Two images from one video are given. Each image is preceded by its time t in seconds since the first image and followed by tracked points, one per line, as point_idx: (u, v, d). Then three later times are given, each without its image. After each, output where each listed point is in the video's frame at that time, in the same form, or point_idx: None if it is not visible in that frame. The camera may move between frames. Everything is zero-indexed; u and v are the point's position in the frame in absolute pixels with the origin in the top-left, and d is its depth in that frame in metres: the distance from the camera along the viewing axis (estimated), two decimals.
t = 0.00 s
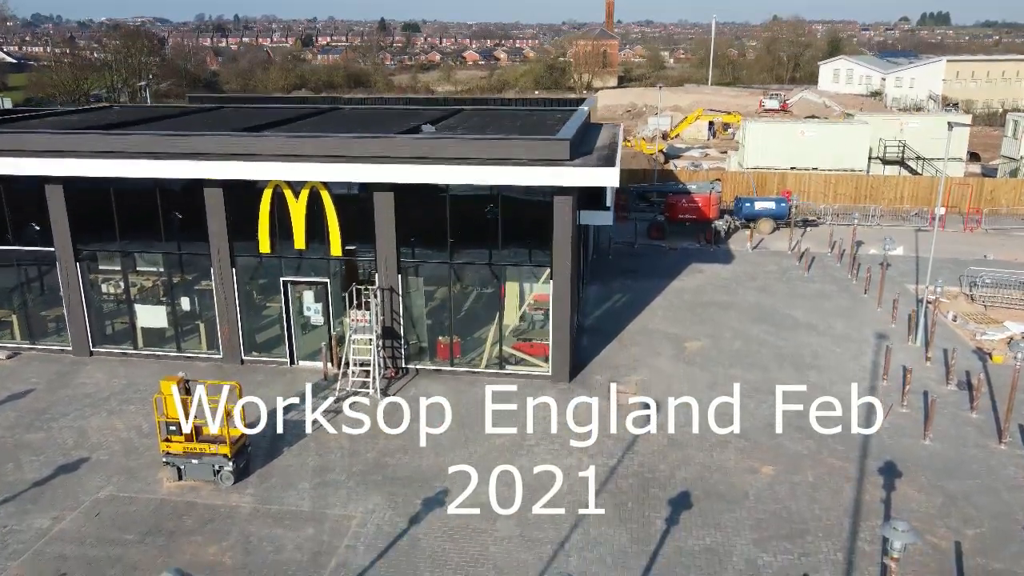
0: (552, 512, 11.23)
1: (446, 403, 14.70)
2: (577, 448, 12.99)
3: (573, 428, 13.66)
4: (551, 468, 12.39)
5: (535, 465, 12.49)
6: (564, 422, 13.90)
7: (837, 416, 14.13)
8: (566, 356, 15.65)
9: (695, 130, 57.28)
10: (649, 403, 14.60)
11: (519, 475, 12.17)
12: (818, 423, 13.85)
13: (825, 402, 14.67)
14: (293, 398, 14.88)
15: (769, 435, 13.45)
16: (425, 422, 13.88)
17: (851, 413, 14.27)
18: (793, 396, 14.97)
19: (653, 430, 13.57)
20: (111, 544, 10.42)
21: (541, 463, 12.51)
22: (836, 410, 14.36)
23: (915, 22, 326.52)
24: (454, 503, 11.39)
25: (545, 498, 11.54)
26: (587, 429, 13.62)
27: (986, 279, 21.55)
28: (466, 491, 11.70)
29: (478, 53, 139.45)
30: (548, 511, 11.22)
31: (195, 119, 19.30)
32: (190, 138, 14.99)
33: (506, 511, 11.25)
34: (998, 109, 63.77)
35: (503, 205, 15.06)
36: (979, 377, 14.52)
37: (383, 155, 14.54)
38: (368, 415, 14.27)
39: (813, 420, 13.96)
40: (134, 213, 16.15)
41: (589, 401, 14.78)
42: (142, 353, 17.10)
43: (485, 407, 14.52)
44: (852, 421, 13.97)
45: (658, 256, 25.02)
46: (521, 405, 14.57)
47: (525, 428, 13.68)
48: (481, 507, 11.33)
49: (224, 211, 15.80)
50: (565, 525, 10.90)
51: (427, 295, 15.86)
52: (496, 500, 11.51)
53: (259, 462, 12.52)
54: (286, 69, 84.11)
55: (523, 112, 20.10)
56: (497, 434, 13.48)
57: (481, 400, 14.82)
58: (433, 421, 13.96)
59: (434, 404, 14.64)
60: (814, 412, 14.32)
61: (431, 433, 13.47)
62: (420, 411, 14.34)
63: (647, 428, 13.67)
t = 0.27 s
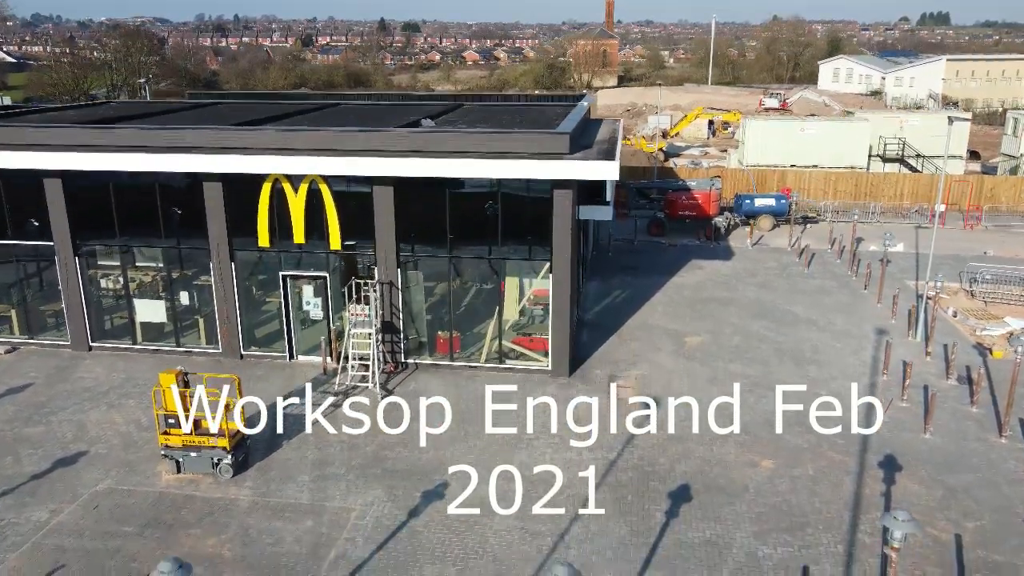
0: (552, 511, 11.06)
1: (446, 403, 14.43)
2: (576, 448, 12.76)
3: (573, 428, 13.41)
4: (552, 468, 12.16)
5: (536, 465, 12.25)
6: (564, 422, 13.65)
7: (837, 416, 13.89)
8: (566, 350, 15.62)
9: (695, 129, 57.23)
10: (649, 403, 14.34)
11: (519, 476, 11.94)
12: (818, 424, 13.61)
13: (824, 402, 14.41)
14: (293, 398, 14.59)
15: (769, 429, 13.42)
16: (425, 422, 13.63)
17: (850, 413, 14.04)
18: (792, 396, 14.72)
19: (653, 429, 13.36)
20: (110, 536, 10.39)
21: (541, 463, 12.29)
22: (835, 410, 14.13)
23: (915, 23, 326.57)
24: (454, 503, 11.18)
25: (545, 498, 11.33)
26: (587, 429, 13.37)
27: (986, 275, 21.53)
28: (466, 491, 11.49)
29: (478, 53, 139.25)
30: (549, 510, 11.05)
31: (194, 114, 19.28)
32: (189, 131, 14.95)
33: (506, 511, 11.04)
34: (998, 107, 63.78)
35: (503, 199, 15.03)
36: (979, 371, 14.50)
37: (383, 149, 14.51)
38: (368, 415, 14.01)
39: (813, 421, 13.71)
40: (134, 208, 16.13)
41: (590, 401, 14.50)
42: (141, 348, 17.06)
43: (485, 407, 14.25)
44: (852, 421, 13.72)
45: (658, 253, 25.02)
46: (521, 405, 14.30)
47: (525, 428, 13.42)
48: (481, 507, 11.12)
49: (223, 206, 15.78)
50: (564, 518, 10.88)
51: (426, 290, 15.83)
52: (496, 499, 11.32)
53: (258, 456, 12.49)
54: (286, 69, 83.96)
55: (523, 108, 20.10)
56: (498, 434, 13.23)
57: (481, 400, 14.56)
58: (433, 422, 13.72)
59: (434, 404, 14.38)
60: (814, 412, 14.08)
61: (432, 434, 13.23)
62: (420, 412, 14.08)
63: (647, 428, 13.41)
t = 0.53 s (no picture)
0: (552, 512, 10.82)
1: (447, 403, 14.16)
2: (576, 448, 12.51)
3: (573, 428, 13.16)
4: (552, 468, 11.94)
5: (535, 465, 12.02)
6: (564, 422, 13.39)
7: (837, 416, 13.63)
8: (566, 345, 15.59)
9: (695, 127, 57.19)
10: (648, 403, 14.08)
11: (519, 476, 11.72)
12: (818, 423, 13.35)
13: (824, 403, 14.15)
14: (293, 398, 14.30)
15: (769, 422, 13.40)
16: (425, 422, 13.38)
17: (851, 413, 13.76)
18: (792, 395, 14.45)
19: (653, 430, 13.07)
20: (109, 528, 10.37)
21: (541, 463, 12.05)
22: (835, 410, 13.86)
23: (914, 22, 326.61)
24: (454, 503, 10.99)
25: (545, 498, 11.11)
26: (587, 429, 13.12)
27: (987, 271, 21.50)
28: (465, 491, 11.28)
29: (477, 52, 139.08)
30: (549, 511, 10.82)
31: (194, 109, 19.26)
32: (188, 125, 14.92)
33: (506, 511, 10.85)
34: (998, 106, 63.74)
35: (503, 193, 14.98)
36: (980, 365, 14.47)
37: (382, 142, 14.46)
38: (368, 414, 13.74)
39: (813, 420, 13.46)
40: (133, 202, 16.10)
41: (590, 400, 14.22)
42: (140, 342, 17.03)
43: (485, 407, 13.99)
44: (852, 421, 13.45)
45: (658, 249, 25.00)
46: (521, 405, 14.04)
47: (526, 428, 13.18)
48: (481, 507, 10.92)
49: (222, 200, 15.74)
50: (564, 510, 10.85)
51: (426, 284, 15.79)
52: (496, 498, 11.14)
53: (257, 449, 12.47)
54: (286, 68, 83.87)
55: (523, 103, 20.08)
56: (498, 434, 12.99)
57: (481, 400, 14.30)
58: (433, 421, 13.46)
59: (434, 404, 14.12)
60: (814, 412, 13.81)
61: (432, 434, 12.98)
62: (419, 411, 13.82)
63: (647, 428, 13.15)
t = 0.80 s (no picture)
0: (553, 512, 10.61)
1: (447, 403, 13.87)
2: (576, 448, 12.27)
3: (573, 428, 12.91)
4: (552, 468, 11.72)
5: (535, 465, 11.79)
6: (564, 421, 13.17)
7: (837, 416, 13.37)
8: (565, 339, 15.56)
9: (695, 125, 57.14)
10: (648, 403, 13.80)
11: (518, 476, 11.51)
12: (818, 423, 13.11)
13: (825, 402, 13.87)
14: (293, 398, 14.01)
15: (770, 416, 13.37)
16: (425, 422, 13.11)
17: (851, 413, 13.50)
18: (791, 395, 14.18)
19: (653, 430, 12.83)
20: (107, 521, 10.33)
21: (541, 463, 11.84)
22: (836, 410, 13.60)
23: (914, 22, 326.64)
24: (454, 503, 10.79)
25: (545, 499, 10.90)
26: (587, 428, 12.87)
27: (987, 267, 21.47)
28: (464, 491, 11.06)
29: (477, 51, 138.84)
30: (549, 512, 10.61)
31: (193, 104, 19.22)
32: (187, 119, 14.88)
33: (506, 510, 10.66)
34: (998, 105, 63.71)
35: (502, 187, 14.95)
36: (980, 359, 14.44)
37: (382, 137, 14.43)
38: (368, 414, 13.46)
39: (813, 420, 13.21)
40: (132, 198, 16.06)
41: (590, 400, 13.95)
42: (139, 337, 16.99)
43: (484, 406, 13.74)
44: (852, 422, 13.17)
45: (657, 245, 24.97)
46: (521, 404, 13.78)
47: (526, 428, 12.93)
48: (480, 507, 10.72)
49: (222, 195, 15.70)
50: (563, 502, 10.82)
51: (425, 279, 15.74)
52: (496, 498, 10.94)
53: (256, 443, 12.44)
54: (285, 67, 83.80)
55: (523, 99, 20.04)
56: (497, 434, 12.74)
57: (481, 399, 14.02)
58: (433, 421, 13.19)
59: (435, 404, 13.84)
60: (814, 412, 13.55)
61: (432, 434, 12.72)
62: (420, 411, 13.55)
63: (647, 428, 12.90)
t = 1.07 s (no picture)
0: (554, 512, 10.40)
1: (447, 403, 13.61)
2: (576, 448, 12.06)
3: (572, 428, 12.68)
4: (551, 468, 11.51)
5: (535, 465, 11.58)
6: (563, 420, 12.95)
7: (836, 416, 13.12)
8: (565, 334, 15.52)
9: (695, 123, 57.09)
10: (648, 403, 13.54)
11: (518, 476, 11.30)
12: (818, 423, 12.87)
13: (825, 402, 13.61)
14: (293, 398, 13.77)
15: (770, 410, 13.33)
16: (425, 422, 12.86)
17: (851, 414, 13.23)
18: (791, 395, 13.92)
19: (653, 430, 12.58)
20: (105, 514, 10.29)
21: (540, 463, 11.63)
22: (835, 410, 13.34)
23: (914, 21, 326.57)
24: (454, 503, 10.59)
25: (546, 499, 10.70)
26: (587, 429, 12.64)
27: (987, 264, 21.44)
28: (465, 492, 10.86)
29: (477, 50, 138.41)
30: (549, 511, 10.41)
31: (193, 99, 19.18)
32: (186, 113, 14.83)
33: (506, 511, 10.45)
34: (998, 104, 63.65)
35: (501, 182, 14.91)
36: (981, 353, 14.40)
37: (382, 131, 14.39)
38: (368, 414, 13.20)
39: (812, 421, 12.96)
40: (131, 194, 16.02)
41: (589, 400, 13.70)
42: (138, 332, 16.95)
43: (484, 405, 13.50)
44: (852, 422, 12.91)
45: (657, 242, 24.92)
46: (521, 404, 13.51)
47: (526, 428, 12.69)
48: (480, 498, 10.72)
49: (221, 189, 15.65)
50: (563, 495, 10.78)
51: (424, 273, 15.70)
52: (496, 498, 10.73)
53: (255, 436, 12.42)
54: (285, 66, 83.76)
55: (523, 95, 20.00)
56: (497, 434, 12.50)
57: (480, 393, 14.00)
58: (433, 421, 12.94)
59: (435, 404, 13.58)
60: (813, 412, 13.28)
61: (432, 434, 12.48)
62: (420, 411, 13.30)
63: (647, 428, 12.66)
